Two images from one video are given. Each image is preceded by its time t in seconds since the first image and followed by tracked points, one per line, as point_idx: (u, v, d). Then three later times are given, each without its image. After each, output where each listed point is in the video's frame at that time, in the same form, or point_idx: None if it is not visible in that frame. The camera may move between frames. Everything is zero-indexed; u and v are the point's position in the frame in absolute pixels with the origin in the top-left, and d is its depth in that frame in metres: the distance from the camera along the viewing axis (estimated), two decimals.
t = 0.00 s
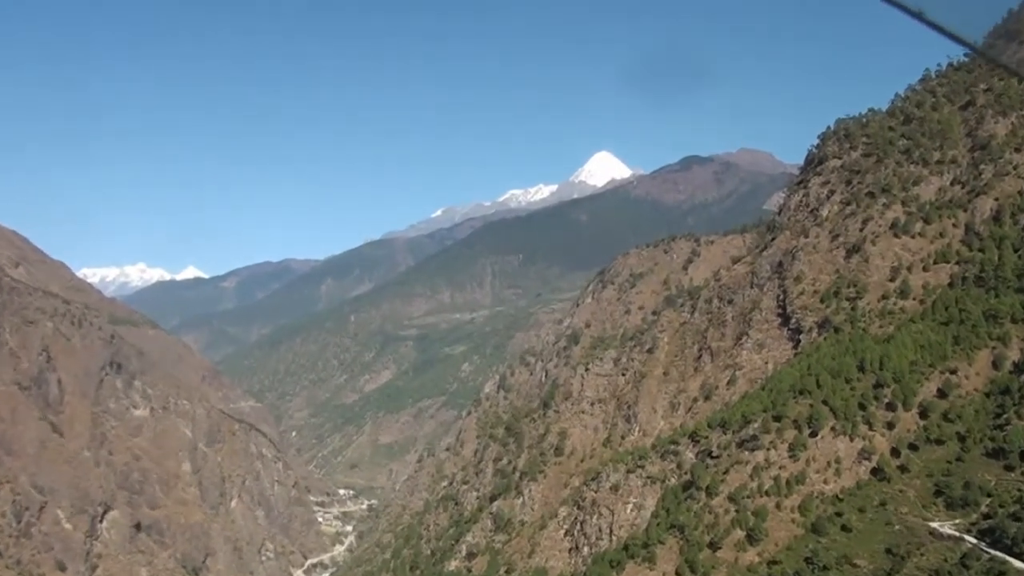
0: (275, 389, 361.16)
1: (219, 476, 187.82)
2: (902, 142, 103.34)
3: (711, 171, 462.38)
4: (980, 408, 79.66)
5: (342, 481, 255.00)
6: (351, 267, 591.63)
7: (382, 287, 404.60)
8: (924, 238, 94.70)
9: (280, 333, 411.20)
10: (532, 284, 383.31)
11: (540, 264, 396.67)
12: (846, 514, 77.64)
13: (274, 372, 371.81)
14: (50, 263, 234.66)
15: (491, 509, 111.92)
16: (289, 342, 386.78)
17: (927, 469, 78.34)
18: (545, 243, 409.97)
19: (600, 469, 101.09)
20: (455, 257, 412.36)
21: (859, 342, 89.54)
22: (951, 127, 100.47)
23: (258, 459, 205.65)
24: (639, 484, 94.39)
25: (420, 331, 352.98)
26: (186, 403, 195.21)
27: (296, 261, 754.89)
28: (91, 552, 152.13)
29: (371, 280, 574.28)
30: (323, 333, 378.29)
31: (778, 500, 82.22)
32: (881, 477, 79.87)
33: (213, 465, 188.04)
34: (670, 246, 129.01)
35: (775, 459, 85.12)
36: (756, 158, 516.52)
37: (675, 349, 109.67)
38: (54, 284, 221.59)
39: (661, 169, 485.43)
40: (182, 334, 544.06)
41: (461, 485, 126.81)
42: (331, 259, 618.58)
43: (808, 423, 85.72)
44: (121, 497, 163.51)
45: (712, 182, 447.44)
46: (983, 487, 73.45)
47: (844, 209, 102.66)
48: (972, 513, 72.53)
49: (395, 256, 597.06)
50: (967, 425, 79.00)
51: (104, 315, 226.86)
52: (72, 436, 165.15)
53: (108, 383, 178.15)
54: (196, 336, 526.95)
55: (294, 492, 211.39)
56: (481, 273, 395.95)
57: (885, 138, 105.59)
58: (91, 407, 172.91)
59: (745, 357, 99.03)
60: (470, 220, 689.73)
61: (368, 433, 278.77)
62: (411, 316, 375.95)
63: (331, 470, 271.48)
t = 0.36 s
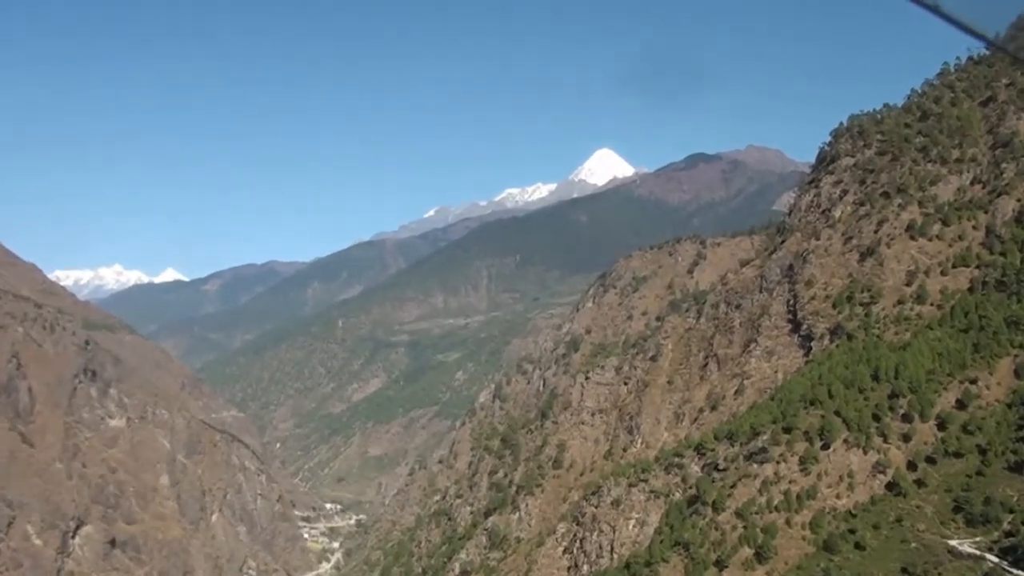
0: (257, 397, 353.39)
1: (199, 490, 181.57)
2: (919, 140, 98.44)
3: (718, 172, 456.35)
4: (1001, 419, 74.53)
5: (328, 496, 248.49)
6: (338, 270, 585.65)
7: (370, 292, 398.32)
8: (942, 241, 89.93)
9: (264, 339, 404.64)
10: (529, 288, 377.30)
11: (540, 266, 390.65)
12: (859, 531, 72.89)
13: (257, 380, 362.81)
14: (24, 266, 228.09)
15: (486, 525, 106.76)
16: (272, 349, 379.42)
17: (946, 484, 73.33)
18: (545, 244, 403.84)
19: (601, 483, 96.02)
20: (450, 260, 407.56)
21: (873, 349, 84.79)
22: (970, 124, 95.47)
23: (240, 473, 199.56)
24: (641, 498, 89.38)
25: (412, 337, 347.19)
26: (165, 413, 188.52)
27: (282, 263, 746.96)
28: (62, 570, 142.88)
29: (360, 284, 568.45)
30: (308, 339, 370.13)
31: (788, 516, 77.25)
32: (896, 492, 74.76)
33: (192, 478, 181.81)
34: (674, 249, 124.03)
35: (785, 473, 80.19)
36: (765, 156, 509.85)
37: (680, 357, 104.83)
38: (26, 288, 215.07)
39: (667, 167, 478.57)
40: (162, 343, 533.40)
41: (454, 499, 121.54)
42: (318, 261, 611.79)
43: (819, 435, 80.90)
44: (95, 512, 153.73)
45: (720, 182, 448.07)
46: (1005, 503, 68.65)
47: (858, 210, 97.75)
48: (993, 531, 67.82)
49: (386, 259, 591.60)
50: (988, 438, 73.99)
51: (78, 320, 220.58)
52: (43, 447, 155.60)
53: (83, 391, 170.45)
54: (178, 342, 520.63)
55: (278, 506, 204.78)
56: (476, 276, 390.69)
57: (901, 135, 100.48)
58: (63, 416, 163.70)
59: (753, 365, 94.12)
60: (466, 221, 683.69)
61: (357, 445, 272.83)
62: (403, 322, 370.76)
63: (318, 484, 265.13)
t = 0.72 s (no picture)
0: (238, 399, 346.19)
1: (178, 496, 176.62)
2: (938, 132, 93.88)
3: (726, 163, 449.60)
4: None
5: (314, 503, 243.03)
6: (326, 265, 579.58)
7: (358, 289, 392.37)
8: (962, 239, 85.49)
9: (247, 337, 397.77)
10: (527, 284, 372.31)
11: (539, 263, 384.91)
12: (873, 543, 69.01)
13: (239, 381, 354.81)
14: None
15: (480, 534, 102.01)
16: (255, 347, 372.55)
17: (964, 494, 69.96)
18: (544, 239, 397.81)
19: (602, 491, 91.22)
20: (443, 255, 401.87)
21: (888, 352, 80.13)
22: (993, 117, 91.44)
23: (222, 478, 193.17)
24: (643, 508, 84.39)
25: (402, 336, 341.75)
26: (142, 415, 182.28)
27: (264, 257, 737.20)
28: None
29: (348, 280, 561.71)
30: (293, 337, 363.48)
31: (798, 527, 72.63)
32: (912, 502, 71.06)
33: (171, 483, 176.16)
34: (680, 244, 119.27)
35: (795, 482, 75.41)
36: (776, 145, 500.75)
37: (685, 359, 100.23)
38: None
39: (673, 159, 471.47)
40: (139, 342, 522.53)
41: (446, 507, 116.70)
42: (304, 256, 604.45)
43: (831, 442, 76.16)
44: (69, 518, 148.91)
45: (728, 174, 441.14)
46: None
47: (873, 206, 92.88)
48: (1014, 544, 65.38)
49: (376, 254, 585.35)
50: (1010, 446, 70.41)
51: (50, 316, 213.91)
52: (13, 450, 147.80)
53: (55, 391, 162.95)
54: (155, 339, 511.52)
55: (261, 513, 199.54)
56: (472, 274, 385.85)
57: (919, 127, 95.83)
58: (35, 417, 156.19)
59: (762, 368, 89.56)
60: (460, 215, 677.16)
61: (344, 449, 267.36)
62: (393, 321, 365.45)
63: (303, 490, 259.40)
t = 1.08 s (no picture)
0: (222, 398, 340.32)
1: (157, 501, 172.16)
2: (961, 122, 89.50)
3: (739, 153, 444.06)
4: None
5: (301, 508, 238.49)
6: (316, 258, 574.66)
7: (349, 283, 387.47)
8: (985, 234, 80.91)
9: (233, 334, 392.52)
10: (525, 280, 370.29)
11: (540, 257, 380.20)
12: (889, 554, 64.41)
13: (223, 380, 348.91)
14: None
15: (476, 543, 97.46)
16: (241, 344, 367.05)
17: (986, 504, 65.45)
18: (546, 231, 392.75)
19: (604, 498, 86.64)
20: (437, 247, 397.38)
21: (907, 354, 75.65)
22: (1018, 106, 87.00)
23: (204, 482, 189.08)
24: (647, 516, 79.79)
25: (395, 333, 336.94)
26: (121, 415, 177.27)
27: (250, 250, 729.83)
28: None
29: (340, 274, 559.08)
30: (281, 334, 357.97)
31: (811, 537, 67.93)
32: (931, 512, 66.61)
33: (150, 487, 172.63)
34: (688, 238, 114.74)
35: (808, 489, 70.79)
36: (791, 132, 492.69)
37: (693, 359, 95.75)
38: None
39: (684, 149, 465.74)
40: (118, 337, 514.47)
41: (440, 514, 112.17)
42: (293, 246, 598.51)
43: (846, 448, 71.66)
44: (42, 523, 143.08)
45: (741, 164, 435.71)
46: None
47: (892, 199, 88.45)
48: None
49: (368, 247, 580.28)
50: None
51: (26, 312, 208.92)
52: None
53: (30, 389, 157.85)
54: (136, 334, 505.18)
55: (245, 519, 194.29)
56: (465, 269, 379.72)
57: (941, 116, 91.45)
58: (9, 416, 151.30)
59: (774, 369, 85.09)
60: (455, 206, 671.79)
61: (333, 451, 262.58)
62: (387, 317, 361.29)
63: (291, 496, 254.51)
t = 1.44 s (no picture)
0: (207, 399, 333.52)
1: (140, 509, 168.39)
2: (987, 112, 85.35)
3: (751, 145, 438.75)
4: None
5: (292, 516, 233.56)
6: (306, 252, 567.74)
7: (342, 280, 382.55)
8: (1013, 231, 76.57)
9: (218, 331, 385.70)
10: (524, 277, 366.96)
11: (541, 252, 375.46)
12: (910, 567, 60.24)
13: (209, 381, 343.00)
14: None
15: (474, 553, 92.97)
16: (224, 342, 359.21)
17: (1012, 514, 61.22)
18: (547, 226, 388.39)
19: (609, 507, 82.22)
20: (434, 242, 394.28)
21: (929, 356, 71.41)
22: None
23: (190, 489, 184.64)
24: (655, 526, 75.48)
25: (390, 333, 332.42)
26: (102, 419, 172.40)
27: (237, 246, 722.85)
28: None
29: (332, 270, 555.46)
30: (268, 334, 351.24)
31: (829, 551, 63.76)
32: (954, 523, 62.41)
33: (132, 494, 169.42)
34: (698, 234, 110.51)
35: (825, 499, 66.60)
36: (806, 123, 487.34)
37: (704, 361, 91.60)
38: None
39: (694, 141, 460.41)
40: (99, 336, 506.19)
41: (437, 523, 107.76)
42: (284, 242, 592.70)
43: (865, 454, 67.50)
44: (18, 530, 137.52)
45: (754, 156, 430.13)
46: None
47: (913, 193, 84.22)
48: None
49: (361, 243, 575.25)
50: None
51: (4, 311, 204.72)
52: None
53: (6, 389, 155.52)
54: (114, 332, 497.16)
55: (232, 528, 189.31)
56: (470, 264, 379.89)
57: (966, 106, 87.29)
58: None
59: (789, 372, 80.85)
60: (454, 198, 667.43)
61: (325, 456, 257.88)
62: (381, 316, 357.00)
63: (281, 502, 249.37)
